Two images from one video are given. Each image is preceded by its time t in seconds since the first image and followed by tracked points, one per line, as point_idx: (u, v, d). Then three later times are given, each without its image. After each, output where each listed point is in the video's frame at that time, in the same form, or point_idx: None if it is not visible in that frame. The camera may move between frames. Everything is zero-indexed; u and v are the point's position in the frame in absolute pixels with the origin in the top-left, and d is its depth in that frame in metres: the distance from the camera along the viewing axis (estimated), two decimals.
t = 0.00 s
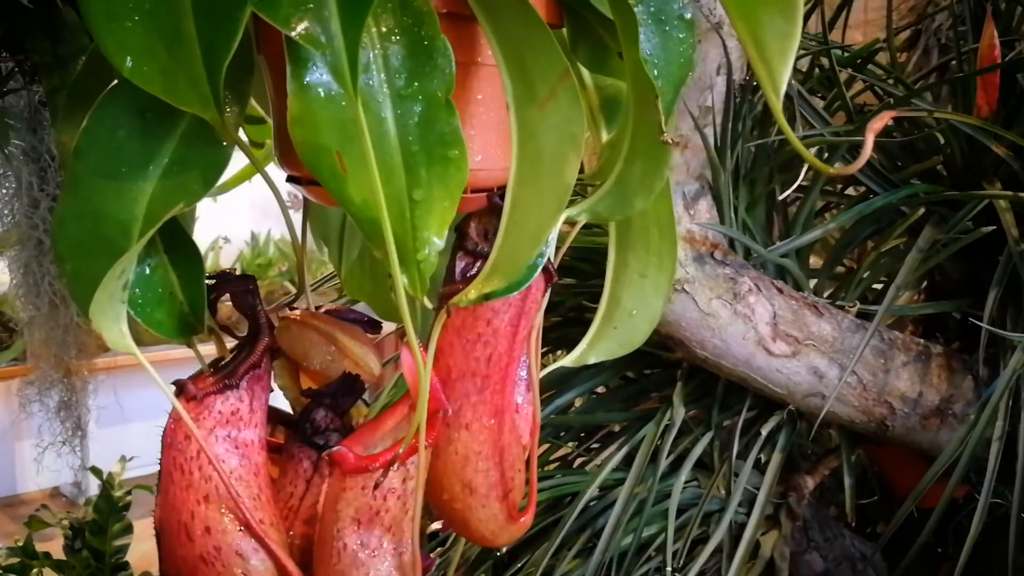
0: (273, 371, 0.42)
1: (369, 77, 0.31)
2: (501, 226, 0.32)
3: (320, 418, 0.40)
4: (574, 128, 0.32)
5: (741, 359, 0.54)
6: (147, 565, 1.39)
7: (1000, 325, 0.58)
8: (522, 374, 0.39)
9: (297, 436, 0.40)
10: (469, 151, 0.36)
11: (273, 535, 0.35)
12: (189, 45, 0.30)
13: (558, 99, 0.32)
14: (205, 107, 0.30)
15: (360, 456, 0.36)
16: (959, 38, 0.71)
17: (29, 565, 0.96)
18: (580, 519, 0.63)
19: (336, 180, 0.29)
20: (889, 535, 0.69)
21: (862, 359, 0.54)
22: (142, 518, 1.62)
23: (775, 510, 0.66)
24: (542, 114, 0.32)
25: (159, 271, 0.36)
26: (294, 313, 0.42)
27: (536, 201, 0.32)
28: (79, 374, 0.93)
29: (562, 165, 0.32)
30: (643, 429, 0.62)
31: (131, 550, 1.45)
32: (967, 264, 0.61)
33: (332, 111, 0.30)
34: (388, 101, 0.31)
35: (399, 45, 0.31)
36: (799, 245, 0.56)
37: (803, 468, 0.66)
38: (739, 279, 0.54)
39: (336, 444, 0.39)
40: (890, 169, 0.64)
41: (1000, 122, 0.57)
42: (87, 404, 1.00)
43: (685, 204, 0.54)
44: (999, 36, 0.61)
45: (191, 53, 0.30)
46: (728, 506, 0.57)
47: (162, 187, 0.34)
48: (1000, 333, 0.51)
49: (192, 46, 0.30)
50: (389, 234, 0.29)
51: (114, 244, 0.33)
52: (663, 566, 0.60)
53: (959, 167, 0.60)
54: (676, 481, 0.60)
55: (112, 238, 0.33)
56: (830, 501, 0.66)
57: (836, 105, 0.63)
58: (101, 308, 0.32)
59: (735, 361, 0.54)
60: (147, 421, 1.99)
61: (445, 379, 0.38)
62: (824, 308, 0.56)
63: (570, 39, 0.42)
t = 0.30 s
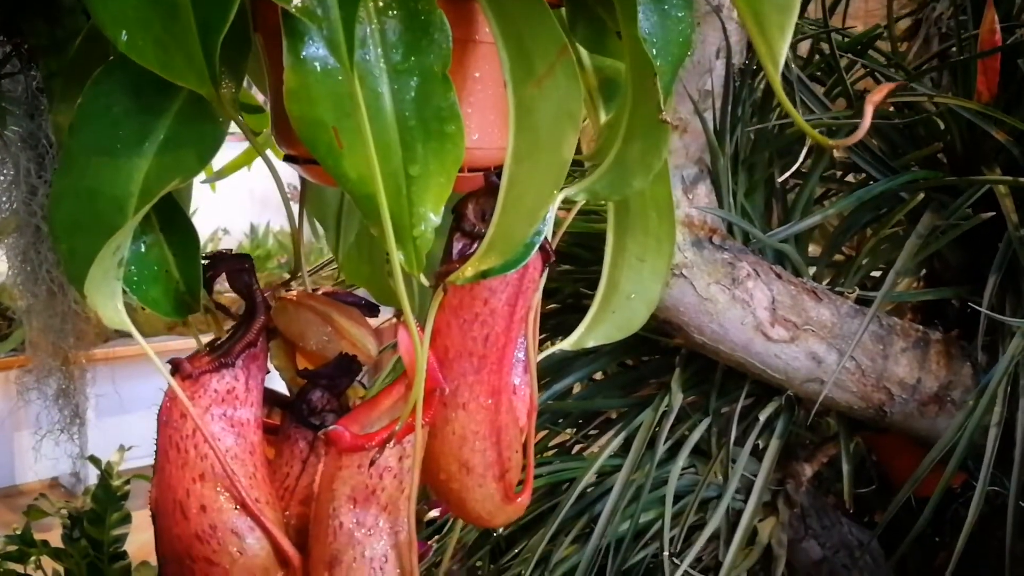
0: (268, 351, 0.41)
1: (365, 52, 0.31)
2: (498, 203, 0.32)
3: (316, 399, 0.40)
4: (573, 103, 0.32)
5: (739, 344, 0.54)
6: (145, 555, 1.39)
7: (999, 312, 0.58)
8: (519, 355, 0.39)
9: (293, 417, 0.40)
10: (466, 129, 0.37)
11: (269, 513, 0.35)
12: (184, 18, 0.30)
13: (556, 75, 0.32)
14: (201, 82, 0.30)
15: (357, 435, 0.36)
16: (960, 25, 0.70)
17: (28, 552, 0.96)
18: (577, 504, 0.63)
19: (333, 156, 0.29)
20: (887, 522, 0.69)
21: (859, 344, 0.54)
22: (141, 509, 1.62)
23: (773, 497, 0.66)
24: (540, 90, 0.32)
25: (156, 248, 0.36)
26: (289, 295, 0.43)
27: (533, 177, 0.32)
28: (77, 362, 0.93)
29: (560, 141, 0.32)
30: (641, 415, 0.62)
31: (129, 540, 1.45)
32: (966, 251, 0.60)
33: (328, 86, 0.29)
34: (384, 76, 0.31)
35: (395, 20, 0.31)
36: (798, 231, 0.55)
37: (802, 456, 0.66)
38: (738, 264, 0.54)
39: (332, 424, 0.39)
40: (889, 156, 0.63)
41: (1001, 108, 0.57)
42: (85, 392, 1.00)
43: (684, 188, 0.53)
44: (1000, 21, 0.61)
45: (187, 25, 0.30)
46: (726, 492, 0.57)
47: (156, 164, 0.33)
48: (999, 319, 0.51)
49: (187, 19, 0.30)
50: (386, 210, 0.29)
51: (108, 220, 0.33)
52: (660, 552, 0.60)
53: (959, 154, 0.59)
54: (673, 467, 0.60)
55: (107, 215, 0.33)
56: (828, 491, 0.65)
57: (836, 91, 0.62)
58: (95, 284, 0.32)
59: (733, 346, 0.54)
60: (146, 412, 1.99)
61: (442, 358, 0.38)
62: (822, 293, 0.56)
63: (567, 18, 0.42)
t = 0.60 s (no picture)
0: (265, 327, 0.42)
1: (361, 23, 0.31)
2: (494, 176, 0.32)
3: (312, 375, 0.40)
4: (569, 75, 0.32)
5: (737, 326, 0.54)
6: (144, 542, 1.39)
7: (997, 295, 0.58)
8: (517, 333, 0.39)
9: (290, 393, 0.40)
10: (463, 104, 0.36)
11: (265, 488, 0.35)
12: None
13: (553, 47, 0.32)
14: (198, 55, 0.30)
15: (353, 410, 0.35)
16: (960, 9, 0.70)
17: (27, 537, 0.96)
18: (574, 488, 0.63)
19: (329, 127, 0.29)
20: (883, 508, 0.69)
21: (855, 326, 0.54)
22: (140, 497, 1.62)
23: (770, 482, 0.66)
24: (537, 62, 0.32)
25: (152, 221, 0.36)
26: (286, 271, 0.42)
27: (529, 150, 0.32)
28: (77, 347, 0.94)
29: (557, 113, 0.32)
30: (640, 397, 0.61)
31: (127, 529, 1.45)
32: (965, 235, 0.60)
33: (325, 57, 0.29)
34: (380, 47, 0.31)
35: None
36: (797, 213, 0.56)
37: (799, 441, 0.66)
38: (736, 246, 0.54)
39: (328, 399, 0.39)
40: (889, 140, 0.63)
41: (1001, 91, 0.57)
42: (85, 378, 1.00)
43: (682, 170, 0.53)
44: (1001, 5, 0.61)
45: None
46: (722, 475, 0.57)
47: (152, 136, 0.33)
48: (998, 301, 0.51)
49: None
50: (382, 181, 0.29)
51: (104, 192, 0.33)
52: (657, 535, 0.60)
53: (959, 137, 0.59)
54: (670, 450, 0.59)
55: (103, 187, 0.33)
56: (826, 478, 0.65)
57: (836, 74, 0.62)
58: (92, 256, 0.31)
59: (731, 329, 0.54)
60: (146, 402, 1.99)
61: (438, 334, 0.38)
62: (820, 276, 0.56)
63: None
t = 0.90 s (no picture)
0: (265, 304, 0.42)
1: None
2: (494, 149, 0.32)
3: (312, 352, 0.40)
4: (570, 46, 0.31)
5: (738, 309, 0.54)
6: (144, 531, 1.39)
7: (998, 278, 0.58)
8: (517, 311, 0.39)
9: (290, 369, 0.40)
10: (463, 78, 0.36)
11: (264, 462, 0.35)
12: None
13: (554, 18, 0.31)
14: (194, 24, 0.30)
15: (352, 384, 0.35)
16: None
17: (27, 522, 0.96)
18: (573, 472, 0.63)
19: (328, 98, 0.29)
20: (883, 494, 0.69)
21: (856, 308, 0.54)
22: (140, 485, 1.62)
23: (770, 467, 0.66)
24: (538, 34, 0.32)
25: (150, 195, 0.36)
26: (287, 249, 0.42)
27: (530, 122, 0.32)
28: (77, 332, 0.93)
29: (558, 85, 0.32)
30: (639, 380, 0.61)
31: (128, 517, 1.45)
32: (967, 219, 0.60)
33: (324, 26, 0.29)
34: (381, 17, 0.30)
35: None
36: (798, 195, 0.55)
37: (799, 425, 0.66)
38: (737, 227, 0.53)
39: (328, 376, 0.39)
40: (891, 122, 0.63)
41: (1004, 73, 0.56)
42: (85, 364, 1.00)
43: (684, 150, 0.53)
44: None
45: None
46: (721, 459, 0.57)
47: (150, 107, 0.33)
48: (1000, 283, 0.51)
49: None
50: (381, 152, 0.29)
51: (101, 163, 0.33)
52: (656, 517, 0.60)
53: (961, 120, 0.59)
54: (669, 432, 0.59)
55: (100, 159, 0.33)
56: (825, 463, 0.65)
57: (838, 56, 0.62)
58: (90, 228, 0.31)
59: (732, 311, 0.54)
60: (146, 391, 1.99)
61: (438, 310, 0.38)
62: (822, 259, 0.56)
63: None
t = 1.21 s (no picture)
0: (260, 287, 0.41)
1: None
2: (489, 129, 0.32)
3: (308, 336, 0.40)
4: (565, 25, 0.31)
5: (735, 295, 0.54)
6: (145, 521, 1.40)
7: (996, 266, 0.58)
8: (512, 295, 0.39)
9: (285, 353, 0.40)
10: (458, 60, 0.36)
11: (259, 444, 0.35)
12: None
13: None
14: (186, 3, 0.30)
15: (347, 366, 0.35)
16: None
17: (28, 511, 0.97)
18: (570, 459, 0.63)
19: (322, 77, 0.29)
20: (880, 482, 0.69)
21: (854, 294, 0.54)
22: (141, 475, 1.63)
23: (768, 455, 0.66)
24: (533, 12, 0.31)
25: (144, 176, 0.36)
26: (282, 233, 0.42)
27: (524, 102, 0.31)
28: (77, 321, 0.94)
29: (552, 67, 0.32)
30: (636, 368, 0.61)
31: (129, 508, 1.46)
32: (965, 206, 0.60)
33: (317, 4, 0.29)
34: None
35: None
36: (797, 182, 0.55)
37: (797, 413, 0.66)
38: (735, 214, 0.53)
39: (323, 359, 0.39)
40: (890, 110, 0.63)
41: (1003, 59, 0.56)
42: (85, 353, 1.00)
43: (681, 136, 0.53)
44: None
45: None
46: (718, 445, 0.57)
47: (144, 88, 0.33)
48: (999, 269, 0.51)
49: None
50: (375, 131, 0.29)
51: (97, 145, 0.33)
52: (652, 505, 0.60)
53: (960, 107, 0.59)
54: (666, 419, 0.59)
55: (94, 139, 0.33)
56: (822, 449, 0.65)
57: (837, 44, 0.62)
58: (84, 209, 0.31)
59: (729, 297, 0.54)
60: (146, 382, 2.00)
61: (433, 293, 0.38)
62: (819, 245, 0.56)
63: None
